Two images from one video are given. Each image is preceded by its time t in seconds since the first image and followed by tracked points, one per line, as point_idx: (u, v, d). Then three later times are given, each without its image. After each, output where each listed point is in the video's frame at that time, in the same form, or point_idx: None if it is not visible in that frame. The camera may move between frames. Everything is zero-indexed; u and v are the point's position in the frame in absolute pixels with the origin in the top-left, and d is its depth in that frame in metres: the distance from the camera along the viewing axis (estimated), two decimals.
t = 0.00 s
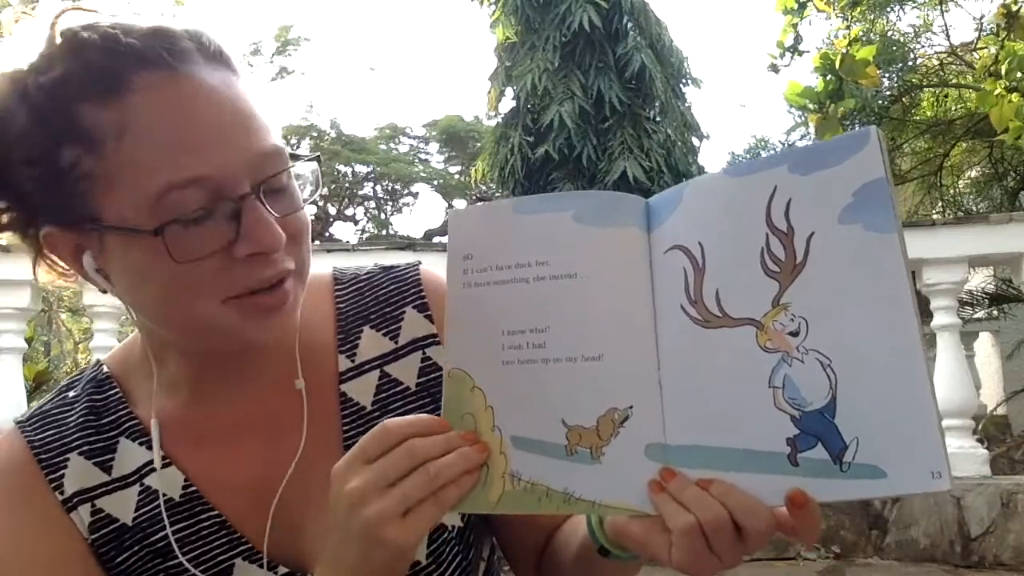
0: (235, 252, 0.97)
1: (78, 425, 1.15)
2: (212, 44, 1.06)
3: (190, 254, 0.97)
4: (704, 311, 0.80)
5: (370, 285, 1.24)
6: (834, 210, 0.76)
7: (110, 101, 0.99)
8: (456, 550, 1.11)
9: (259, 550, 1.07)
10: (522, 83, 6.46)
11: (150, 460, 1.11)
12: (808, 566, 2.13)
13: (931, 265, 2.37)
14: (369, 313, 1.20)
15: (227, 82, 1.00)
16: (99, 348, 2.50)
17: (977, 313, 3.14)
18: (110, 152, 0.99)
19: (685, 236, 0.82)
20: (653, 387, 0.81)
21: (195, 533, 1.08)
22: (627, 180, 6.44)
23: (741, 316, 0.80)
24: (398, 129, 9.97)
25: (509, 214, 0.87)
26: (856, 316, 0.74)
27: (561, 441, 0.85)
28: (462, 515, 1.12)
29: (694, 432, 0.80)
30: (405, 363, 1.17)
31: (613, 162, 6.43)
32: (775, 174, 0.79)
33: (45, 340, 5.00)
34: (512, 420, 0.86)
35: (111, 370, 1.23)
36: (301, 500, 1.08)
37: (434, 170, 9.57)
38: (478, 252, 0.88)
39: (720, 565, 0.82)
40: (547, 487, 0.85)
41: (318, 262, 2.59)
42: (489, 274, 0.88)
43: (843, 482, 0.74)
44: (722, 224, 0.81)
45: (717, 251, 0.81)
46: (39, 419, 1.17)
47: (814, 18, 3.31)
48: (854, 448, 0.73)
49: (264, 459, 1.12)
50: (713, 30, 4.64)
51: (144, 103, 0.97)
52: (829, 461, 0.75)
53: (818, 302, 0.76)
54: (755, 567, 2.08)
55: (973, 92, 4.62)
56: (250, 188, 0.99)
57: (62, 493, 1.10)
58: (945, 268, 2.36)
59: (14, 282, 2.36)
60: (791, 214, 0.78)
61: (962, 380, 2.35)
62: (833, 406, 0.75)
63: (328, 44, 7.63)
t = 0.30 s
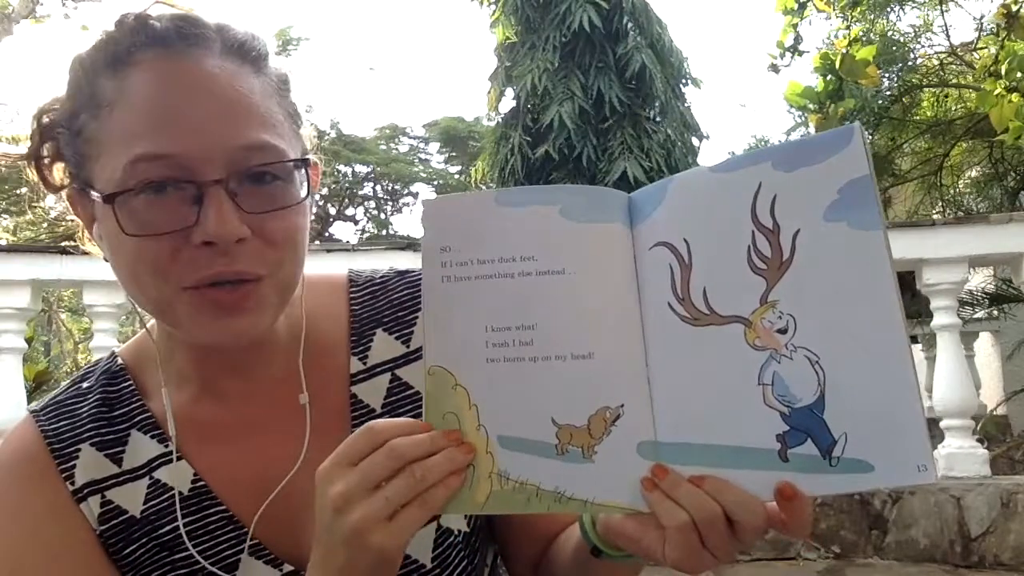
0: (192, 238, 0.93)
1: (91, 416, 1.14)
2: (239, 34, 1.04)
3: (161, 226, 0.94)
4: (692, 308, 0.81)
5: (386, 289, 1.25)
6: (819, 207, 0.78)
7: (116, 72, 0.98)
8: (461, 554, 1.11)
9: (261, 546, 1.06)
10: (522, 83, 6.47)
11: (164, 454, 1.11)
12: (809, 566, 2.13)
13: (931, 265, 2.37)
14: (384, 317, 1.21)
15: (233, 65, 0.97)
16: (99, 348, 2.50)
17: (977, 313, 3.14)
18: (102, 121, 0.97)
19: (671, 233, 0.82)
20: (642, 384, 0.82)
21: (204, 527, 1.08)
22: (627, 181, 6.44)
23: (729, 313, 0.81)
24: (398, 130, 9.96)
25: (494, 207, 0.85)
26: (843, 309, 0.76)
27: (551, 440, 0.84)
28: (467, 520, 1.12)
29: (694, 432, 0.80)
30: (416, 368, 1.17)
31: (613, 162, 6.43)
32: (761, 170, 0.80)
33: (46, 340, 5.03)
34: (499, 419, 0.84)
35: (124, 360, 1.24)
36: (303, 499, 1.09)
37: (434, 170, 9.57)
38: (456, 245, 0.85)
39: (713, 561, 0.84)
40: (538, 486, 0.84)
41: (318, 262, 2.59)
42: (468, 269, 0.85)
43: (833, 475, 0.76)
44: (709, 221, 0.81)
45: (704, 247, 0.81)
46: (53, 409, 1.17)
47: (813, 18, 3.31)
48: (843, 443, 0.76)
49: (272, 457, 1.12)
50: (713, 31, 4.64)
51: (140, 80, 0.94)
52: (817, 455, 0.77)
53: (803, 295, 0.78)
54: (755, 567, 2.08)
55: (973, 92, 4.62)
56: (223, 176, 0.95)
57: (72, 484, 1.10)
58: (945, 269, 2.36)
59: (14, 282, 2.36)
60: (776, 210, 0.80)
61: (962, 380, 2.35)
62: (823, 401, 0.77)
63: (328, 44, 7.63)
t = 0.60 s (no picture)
0: (199, 262, 0.93)
1: (98, 412, 1.14)
2: (247, 48, 1.02)
3: (168, 249, 0.94)
4: (683, 302, 0.81)
5: (387, 291, 1.25)
6: (801, 203, 0.80)
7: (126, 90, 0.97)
8: (461, 555, 1.11)
9: (263, 545, 1.06)
10: (522, 83, 6.46)
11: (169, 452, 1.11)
12: (809, 566, 2.13)
13: (931, 265, 2.37)
14: (385, 318, 1.21)
15: (247, 84, 0.97)
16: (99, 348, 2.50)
17: (977, 313, 3.14)
18: (111, 137, 0.97)
19: (660, 232, 0.82)
20: (636, 374, 0.82)
21: (206, 525, 1.08)
22: (627, 181, 6.44)
23: (718, 304, 0.81)
24: (398, 129, 9.95)
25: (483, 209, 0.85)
26: (828, 302, 0.78)
27: (548, 435, 0.84)
28: (467, 520, 1.12)
29: (692, 429, 0.80)
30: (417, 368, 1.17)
31: (613, 162, 6.43)
32: (745, 168, 0.81)
33: (45, 339, 5.04)
34: (493, 416, 0.84)
35: (129, 357, 1.24)
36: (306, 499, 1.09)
37: (434, 170, 9.57)
38: (451, 247, 0.84)
39: (717, 548, 0.84)
40: (536, 482, 0.83)
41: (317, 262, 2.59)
42: (462, 270, 0.84)
43: (826, 456, 0.78)
44: (695, 217, 0.82)
45: (693, 243, 0.82)
46: (60, 405, 1.17)
47: (813, 19, 3.31)
48: (836, 425, 0.77)
49: (279, 459, 1.12)
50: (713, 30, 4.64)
51: (147, 97, 0.94)
52: (812, 438, 0.78)
53: (789, 284, 0.80)
54: (755, 568, 2.08)
55: (973, 92, 4.62)
56: (230, 198, 0.94)
57: (79, 480, 1.10)
58: (944, 269, 2.36)
59: (14, 282, 2.36)
60: (761, 205, 0.81)
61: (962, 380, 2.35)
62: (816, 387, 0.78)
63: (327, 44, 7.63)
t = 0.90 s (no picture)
0: (201, 292, 0.94)
1: (96, 417, 1.14)
2: (252, 66, 1.00)
3: (163, 281, 0.95)
4: (689, 308, 0.81)
5: (386, 292, 1.25)
6: (814, 208, 0.79)
7: (125, 110, 0.95)
8: (460, 558, 1.11)
9: (263, 548, 1.06)
10: (522, 83, 6.46)
11: (168, 457, 1.11)
12: (809, 566, 2.13)
13: (931, 265, 2.37)
14: (384, 320, 1.21)
15: (251, 108, 0.95)
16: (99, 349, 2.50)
17: (977, 313, 3.14)
18: (110, 164, 0.95)
19: (669, 234, 0.82)
20: (638, 380, 0.82)
21: (205, 529, 1.08)
22: (627, 181, 6.44)
23: (726, 312, 0.81)
24: (398, 129, 9.94)
25: (493, 213, 0.85)
26: (840, 309, 0.77)
27: (547, 439, 0.84)
28: (466, 523, 1.12)
29: (691, 433, 0.80)
30: (416, 371, 1.18)
31: (613, 162, 6.44)
32: (757, 171, 0.81)
33: (45, 338, 5.05)
34: (497, 418, 0.84)
35: (129, 360, 1.23)
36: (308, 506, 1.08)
37: (434, 170, 9.58)
38: (457, 248, 0.85)
39: (709, 560, 0.84)
40: (535, 485, 0.83)
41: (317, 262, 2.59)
42: (468, 271, 0.85)
43: (828, 475, 0.77)
44: (703, 220, 0.81)
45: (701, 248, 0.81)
46: (59, 409, 1.16)
47: (813, 19, 3.31)
48: (839, 443, 0.76)
49: (281, 466, 1.12)
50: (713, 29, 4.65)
51: (149, 121, 0.92)
52: (812, 456, 0.78)
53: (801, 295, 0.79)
54: (754, 568, 2.08)
55: (973, 92, 4.63)
56: (231, 234, 0.94)
57: (78, 484, 1.10)
58: (944, 269, 2.36)
59: (13, 282, 2.36)
60: (772, 210, 0.80)
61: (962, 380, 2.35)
62: (816, 404, 0.78)
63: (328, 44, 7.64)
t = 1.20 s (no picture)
0: (185, 280, 0.95)
1: (90, 416, 1.14)
2: (234, 53, 1.00)
3: (147, 268, 0.95)
4: (701, 312, 0.80)
5: (385, 289, 1.24)
6: (831, 212, 0.77)
7: (106, 98, 0.94)
8: (458, 557, 1.11)
9: (262, 547, 1.06)
10: (522, 84, 6.46)
11: (163, 455, 1.11)
12: (808, 566, 2.13)
13: (931, 265, 2.37)
14: (382, 316, 1.21)
15: (234, 97, 0.95)
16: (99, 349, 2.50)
17: (977, 313, 3.14)
18: (91, 151, 0.95)
19: (682, 238, 0.80)
20: (648, 386, 0.81)
21: (202, 527, 1.08)
22: (627, 181, 6.44)
23: (739, 318, 0.80)
24: (398, 129, 9.94)
25: (502, 214, 0.85)
26: (855, 314, 0.76)
27: (556, 442, 0.84)
28: (465, 519, 1.12)
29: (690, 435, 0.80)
30: (414, 367, 1.18)
31: (613, 162, 6.44)
32: (773, 175, 0.79)
33: (46, 338, 5.07)
34: (509, 421, 0.85)
35: (123, 359, 1.23)
36: (308, 504, 1.08)
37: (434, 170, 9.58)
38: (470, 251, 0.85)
39: (715, 565, 0.85)
40: (546, 488, 0.84)
41: (317, 262, 2.59)
42: (480, 274, 0.85)
43: (838, 484, 0.76)
44: (717, 223, 0.80)
45: (716, 253, 0.80)
46: (54, 408, 1.17)
47: (813, 18, 3.30)
48: (850, 454, 0.75)
49: (276, 462, 1.12)
50: (714, 30, 4.65)
51: (130, 108, 0.92)
52: (824, 467, 0.76)
53: (817, 298, 0.77)
54: (754, 568, 2.08)
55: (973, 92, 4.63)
56: (217, 216, 0.94)
57: (74, 483, 1.10)
58: (944, 269, 2.36)
59: (13, 281, 2.36)
60: (789, 214, 0.78)
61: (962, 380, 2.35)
62: (827, 414, 0.76)
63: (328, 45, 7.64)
